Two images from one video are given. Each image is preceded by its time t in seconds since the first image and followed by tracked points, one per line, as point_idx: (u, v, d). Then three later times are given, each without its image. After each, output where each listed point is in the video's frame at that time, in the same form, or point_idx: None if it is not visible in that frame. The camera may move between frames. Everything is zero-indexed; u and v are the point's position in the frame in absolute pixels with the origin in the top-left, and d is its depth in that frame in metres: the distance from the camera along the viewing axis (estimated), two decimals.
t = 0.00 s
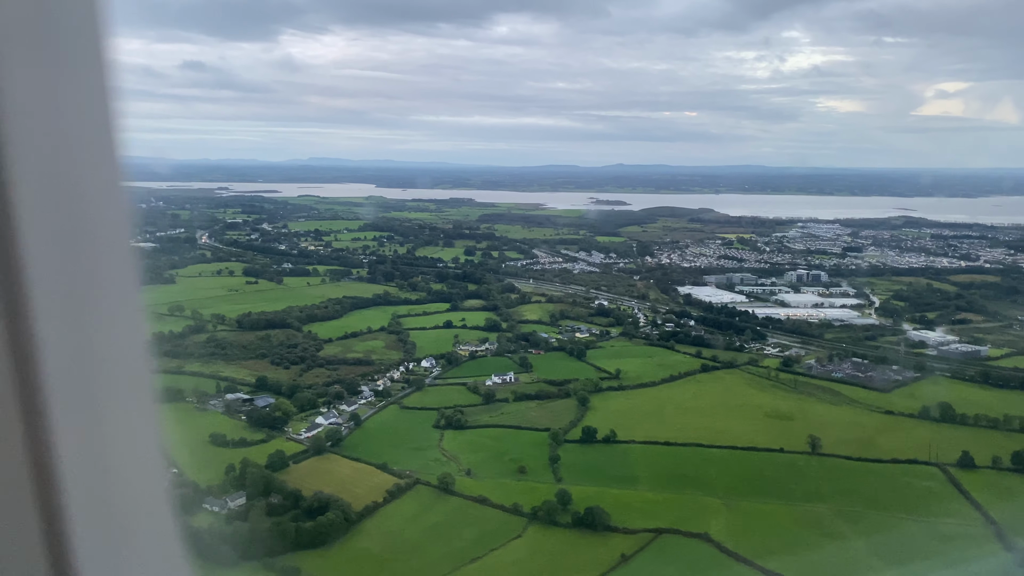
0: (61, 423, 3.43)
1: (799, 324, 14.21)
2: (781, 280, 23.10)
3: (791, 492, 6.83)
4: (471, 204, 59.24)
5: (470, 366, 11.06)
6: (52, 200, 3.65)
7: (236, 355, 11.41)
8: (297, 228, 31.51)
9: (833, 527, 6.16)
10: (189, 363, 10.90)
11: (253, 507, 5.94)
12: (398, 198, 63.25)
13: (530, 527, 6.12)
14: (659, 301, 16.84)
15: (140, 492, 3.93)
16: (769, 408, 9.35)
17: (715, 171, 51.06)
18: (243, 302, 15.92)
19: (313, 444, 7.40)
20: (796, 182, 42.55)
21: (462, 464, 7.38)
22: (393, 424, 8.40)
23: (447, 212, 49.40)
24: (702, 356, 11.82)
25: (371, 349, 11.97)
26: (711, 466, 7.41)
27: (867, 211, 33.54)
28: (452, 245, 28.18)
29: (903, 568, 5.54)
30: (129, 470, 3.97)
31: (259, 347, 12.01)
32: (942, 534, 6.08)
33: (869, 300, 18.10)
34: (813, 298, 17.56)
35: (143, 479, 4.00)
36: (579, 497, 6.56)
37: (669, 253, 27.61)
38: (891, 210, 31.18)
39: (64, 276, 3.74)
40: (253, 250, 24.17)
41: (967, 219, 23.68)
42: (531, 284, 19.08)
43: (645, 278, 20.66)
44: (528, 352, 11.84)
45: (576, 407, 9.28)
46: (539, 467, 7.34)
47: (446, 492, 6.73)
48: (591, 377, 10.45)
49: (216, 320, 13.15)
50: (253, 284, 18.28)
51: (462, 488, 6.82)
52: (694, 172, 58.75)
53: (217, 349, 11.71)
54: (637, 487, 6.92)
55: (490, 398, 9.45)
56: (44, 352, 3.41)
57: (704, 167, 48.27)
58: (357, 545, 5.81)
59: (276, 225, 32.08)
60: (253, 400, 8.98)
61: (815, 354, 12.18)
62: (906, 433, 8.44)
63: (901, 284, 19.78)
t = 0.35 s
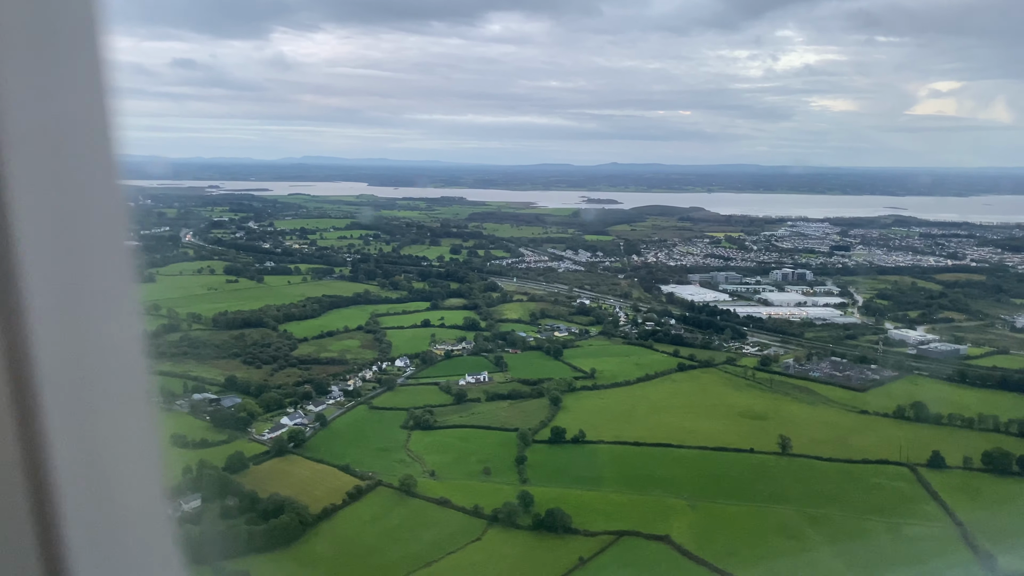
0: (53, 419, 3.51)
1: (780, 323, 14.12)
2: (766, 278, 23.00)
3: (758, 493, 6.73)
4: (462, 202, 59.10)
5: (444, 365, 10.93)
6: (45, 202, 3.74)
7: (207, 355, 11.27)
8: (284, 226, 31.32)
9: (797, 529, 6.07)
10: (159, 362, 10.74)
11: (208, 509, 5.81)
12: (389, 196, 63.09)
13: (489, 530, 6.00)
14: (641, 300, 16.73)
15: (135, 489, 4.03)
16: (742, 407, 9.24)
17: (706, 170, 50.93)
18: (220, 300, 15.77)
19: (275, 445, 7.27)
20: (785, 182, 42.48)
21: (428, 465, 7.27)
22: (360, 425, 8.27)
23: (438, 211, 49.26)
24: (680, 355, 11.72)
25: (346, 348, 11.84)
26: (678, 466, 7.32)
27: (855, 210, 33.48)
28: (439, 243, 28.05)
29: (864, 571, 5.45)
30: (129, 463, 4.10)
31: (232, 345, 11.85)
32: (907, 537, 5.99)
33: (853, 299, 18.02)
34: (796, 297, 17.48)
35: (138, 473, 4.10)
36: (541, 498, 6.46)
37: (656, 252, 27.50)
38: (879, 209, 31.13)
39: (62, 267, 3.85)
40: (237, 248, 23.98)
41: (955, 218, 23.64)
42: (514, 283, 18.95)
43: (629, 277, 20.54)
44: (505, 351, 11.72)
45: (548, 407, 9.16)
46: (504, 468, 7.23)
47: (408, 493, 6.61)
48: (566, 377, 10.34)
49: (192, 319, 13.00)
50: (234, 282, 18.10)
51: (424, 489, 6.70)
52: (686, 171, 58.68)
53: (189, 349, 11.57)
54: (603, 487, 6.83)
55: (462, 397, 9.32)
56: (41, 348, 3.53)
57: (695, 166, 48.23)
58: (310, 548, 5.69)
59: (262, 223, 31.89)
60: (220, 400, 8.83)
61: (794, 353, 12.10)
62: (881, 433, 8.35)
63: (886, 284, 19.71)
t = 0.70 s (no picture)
0: None
1: (758, 318, 14.06)
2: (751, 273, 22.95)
3: (722, 491, 6.64)
4: (452, 196, 58.97)
5: (417, 361, 10.79)
6: None
7: (177, 350, 11.13)
8: (268, 220, 31.15)
9: (757, 527, 5.98)
10: (129, 358, 10.63)
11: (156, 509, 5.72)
12: (379, 190, 62.86)
13: (446, 529, 5.89)
14: (621, 295, 16.66)
15: None
16: (713, 403, 9.16)
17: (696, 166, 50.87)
18: (196, 294, 15.59)
19: (234, 441, 7.15)
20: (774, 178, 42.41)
21: (390, 462, 7.16)
22: (324, 421, 8.15)
23: (426, 205, 49.10)
24: (655, 350, 11.64)
25: (319, 343, 11.74)
26: (643, 462, 7.22)
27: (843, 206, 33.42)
28: (424, 237, 27.91)
29: (821, 571, 5.37)
30: None
31: (204, 341, 11.75)
32: (868, 534, 5.92)
33: (835, 294, 17.97)
34: (777, 293, 17.43)
35: None
36: (500, 496, 6.35)
37: (642, 247, 27.40)
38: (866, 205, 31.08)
39: None
40: (219, 243, 23.84)
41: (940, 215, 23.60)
42: (495, 278, 18.87)
43: (613, 271, 20.46)
44: (480, 347, 11.63)
45: (518, 402, 9.06)
46: (467, 464, 7.12)
47: (366, 490, 6.49)
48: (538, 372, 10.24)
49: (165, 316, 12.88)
50: (213, 276, 17.97)
51: (383, 486, 6.59)
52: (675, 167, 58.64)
53: (159, 344, 11.41)
54: (564, 485, 6.73)
55: (432, 392, 9.21)
56: None
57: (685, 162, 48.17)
58: (260, 548, 5.58)
59: (246, 218, 31.73)
60: (184, 395, 8.73)
61: (770, 348, 12.04)
62: (851, 429, 8.28)
63: (869, 280, 19.67)
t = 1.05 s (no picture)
0: None
1: (738, 311, 13.98)
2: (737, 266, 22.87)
3: (685, 486, 6.55)
4: (443, 188, 58.77)
5: (390, 354, 10.65)
6: None
7: (148, 342, 10.99)
8: (255, 212, 30.97)
9: (718, 523, 5.90)
10: (99, 350, 10.51)
11: (105, 505, 5.61)
12: (370, 182, 62.63)
13: (401, 525, 5.77)
14: (604, 288, 16.56)
15: None
16: (686, 397, 9.08)
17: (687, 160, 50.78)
18: (173, 286, 15.44)
19: (193, 436, 7.03)
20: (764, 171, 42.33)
21: (352, 457, 7.05)
22: (290, 415, 8.03)
23: (417, 197, 48.92)
24: (632, 344, 11.55)
25: (293, 335, 11.61)
26: (609, 457, 7.13)
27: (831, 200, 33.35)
28: (410, 229, 27.77)
29: (779, 569, 5.28)
30: None
31: (177, 333, 11.62)
32: (830, 531, 5.83)
33: (819, 288, 17.89)
34: (761, 286, 17.35)
35: None
36: (459, 492, 6.24)
37: (629, 240, 27.29)
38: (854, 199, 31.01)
39: None
40: (203, 235, 23.68)
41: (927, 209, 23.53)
42: (478, 270, 18.74)
43: (597, 264, 20.36)
44: (455, 340, 11.51)
45: (489, 395, 8.94)
46: (430, 459, 7.01)
47: (324, 485, 6.38)
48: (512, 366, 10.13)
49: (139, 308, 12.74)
50: (193, 268, 17.81)
51: (343, 481, 6.47)
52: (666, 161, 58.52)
53: (130, 336, 11.27)
54: (527, 480, 6.63)
55: (402, 385, 9.09)
56: None
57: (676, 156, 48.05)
58: (211, 544, 5.47)
59: (233, 209, 31.55)
60: (149, 388, 8.60)
61: (748, 342, 11.95)
62: (821, 423, 8.21)
63: (854, 273, 19.60)
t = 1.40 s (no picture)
0: None
1: (722, 304, 13.89)
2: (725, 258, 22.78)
3: (653, 481, 6.46)
4: (436, 180, 58.58)
5: (367, 346, 10.53)
6: None
7: (122, 334, 10.88)
8: (244, 203, 30.81)
9: (684, 520, 5.80)
10: (71, 342, 10.40)
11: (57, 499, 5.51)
12: (363, 173, 62.42)
13: (360, 521, 5.68)
14: (588, 280, 16.47)
15: None
16: (661, 390, 8.98)
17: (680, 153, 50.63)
18: (153, 278, 15.31)
19: (154, 429, 6.92)
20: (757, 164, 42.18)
21: (316, 451, 6.94)
22: (258, 408, 7.93)
23: (409, 189, 48.73)
24: (612, 337, 11.45)
25: (270, 327, 11.51)
26: (579, 452, 7.04)
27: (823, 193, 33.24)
28: (399, 221, 27.65)
29: (741, 565, 5.19)
30: None
31: (152, 324, 11.50)
32: (796, 527, 5.75)
33: (805, 281, 17.81)
34: (747, 278, 17.26)
35: None
36: (422, 487, 6.14)
37: (619, 232, 27.17)
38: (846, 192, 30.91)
39: None
40: (189, 226, 23.53)
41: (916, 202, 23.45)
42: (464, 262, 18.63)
43: (584, 257, 20.25)
44: (433, 332, 11.41)
45: (462, 388, 8.83)
46: (396, 454, 6.91)
47: (285, 480, 6.26)
48: (488, 358, 10.03)
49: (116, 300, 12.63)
50: (175, 259, 17.68)
51: (305, 475, 6.36)
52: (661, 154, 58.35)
53: (104, 327, 11.16)
54: (493, 474, 6.54)
55: (375, 377, 8.99)
56: None
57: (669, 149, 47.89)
58: (165, 539, 5.36)
59: (222, 201, 31.37)
60: (118, 380, 8.50)
61: (729, 336, 11.85)
62: (796, 416, 8.12)
63: (842, 266, 19.51)
